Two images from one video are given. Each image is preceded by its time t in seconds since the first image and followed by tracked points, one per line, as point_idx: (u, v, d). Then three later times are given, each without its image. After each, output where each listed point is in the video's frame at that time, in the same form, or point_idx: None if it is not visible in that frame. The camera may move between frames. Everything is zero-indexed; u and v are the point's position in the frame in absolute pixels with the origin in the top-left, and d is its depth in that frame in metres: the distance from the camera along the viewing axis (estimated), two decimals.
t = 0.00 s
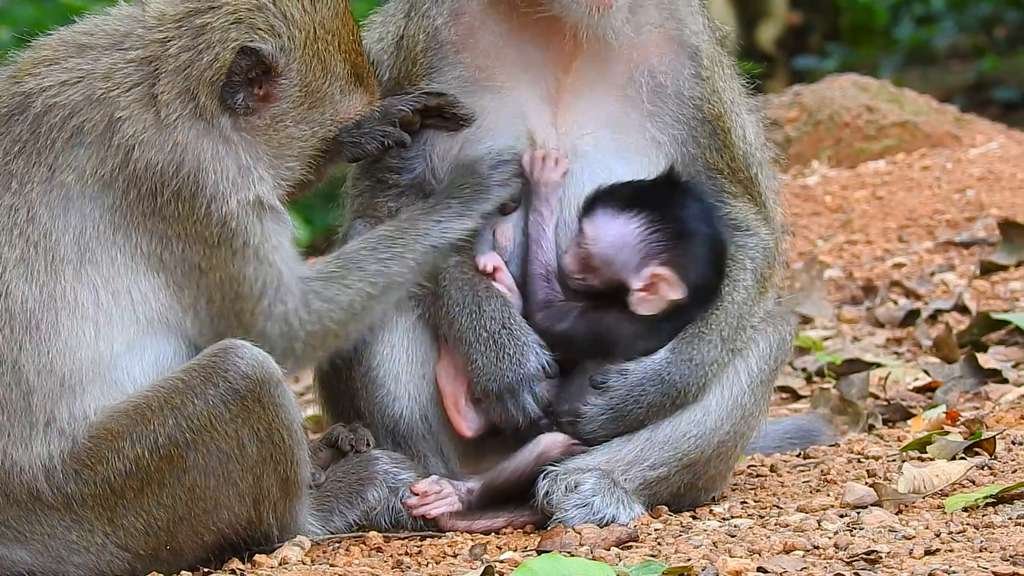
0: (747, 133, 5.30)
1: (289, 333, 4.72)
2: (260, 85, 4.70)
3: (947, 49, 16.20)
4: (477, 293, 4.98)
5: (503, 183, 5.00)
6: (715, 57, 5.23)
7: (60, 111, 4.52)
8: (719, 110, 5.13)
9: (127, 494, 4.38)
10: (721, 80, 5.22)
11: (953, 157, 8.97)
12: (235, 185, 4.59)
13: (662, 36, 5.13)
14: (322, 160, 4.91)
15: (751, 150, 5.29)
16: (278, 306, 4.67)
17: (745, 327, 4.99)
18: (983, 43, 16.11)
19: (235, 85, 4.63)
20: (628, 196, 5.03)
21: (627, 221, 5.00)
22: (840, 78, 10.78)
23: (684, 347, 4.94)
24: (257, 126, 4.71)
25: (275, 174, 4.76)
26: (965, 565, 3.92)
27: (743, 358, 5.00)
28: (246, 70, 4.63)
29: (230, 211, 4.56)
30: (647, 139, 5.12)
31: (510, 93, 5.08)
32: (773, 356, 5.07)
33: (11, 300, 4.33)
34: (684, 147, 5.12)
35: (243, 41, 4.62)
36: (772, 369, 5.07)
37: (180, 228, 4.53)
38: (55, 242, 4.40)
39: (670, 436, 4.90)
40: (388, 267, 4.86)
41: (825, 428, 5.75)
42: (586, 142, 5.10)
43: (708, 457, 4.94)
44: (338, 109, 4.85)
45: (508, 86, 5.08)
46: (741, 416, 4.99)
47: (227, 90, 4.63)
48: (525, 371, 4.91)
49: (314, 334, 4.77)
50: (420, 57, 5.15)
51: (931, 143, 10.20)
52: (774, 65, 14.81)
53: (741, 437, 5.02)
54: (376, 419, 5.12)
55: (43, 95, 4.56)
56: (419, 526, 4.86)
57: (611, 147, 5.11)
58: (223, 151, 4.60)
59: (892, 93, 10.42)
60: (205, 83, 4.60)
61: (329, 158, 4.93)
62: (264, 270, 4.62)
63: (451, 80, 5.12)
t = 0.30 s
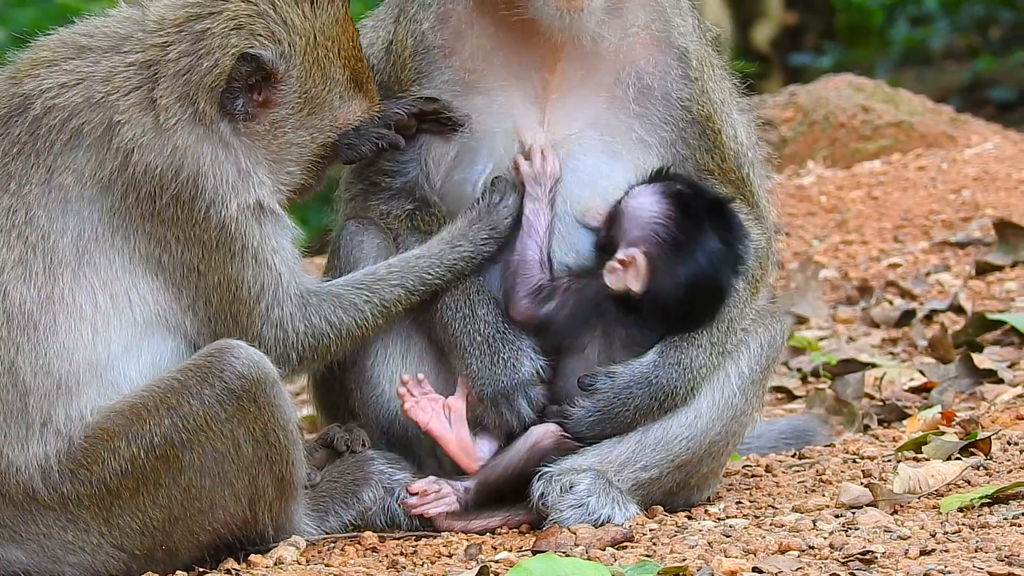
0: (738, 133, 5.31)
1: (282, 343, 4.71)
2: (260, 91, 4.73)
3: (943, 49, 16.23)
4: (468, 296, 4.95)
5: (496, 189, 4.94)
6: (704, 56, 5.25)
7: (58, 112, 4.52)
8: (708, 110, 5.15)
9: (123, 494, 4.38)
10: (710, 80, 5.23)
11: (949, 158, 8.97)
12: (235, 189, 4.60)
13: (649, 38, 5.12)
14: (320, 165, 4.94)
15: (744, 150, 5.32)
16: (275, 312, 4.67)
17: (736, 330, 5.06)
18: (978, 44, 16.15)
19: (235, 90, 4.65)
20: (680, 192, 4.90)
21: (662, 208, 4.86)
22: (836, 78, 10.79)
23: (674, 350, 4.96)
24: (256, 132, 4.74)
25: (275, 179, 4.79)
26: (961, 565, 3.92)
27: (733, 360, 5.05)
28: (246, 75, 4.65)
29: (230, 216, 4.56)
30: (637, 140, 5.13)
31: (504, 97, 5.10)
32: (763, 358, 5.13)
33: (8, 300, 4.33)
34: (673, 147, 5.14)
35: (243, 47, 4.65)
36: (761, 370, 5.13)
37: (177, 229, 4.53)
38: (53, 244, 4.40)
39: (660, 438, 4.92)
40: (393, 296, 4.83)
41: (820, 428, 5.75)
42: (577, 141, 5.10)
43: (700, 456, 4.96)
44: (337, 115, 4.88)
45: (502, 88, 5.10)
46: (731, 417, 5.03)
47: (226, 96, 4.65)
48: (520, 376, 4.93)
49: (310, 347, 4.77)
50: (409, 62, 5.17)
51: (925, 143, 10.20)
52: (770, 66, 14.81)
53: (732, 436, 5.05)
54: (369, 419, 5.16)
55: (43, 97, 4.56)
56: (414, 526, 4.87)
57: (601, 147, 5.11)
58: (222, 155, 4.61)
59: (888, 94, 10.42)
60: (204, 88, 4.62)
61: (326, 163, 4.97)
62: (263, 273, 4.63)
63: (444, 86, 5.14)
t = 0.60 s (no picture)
0: (734, 136, 5.32)
1: (276, 346, 4.73)
2: (261, 94, 4.74)
3: (939, 50, 16.36)
4: (465, 302, 4.99)
5: (497, 198, 4.97)
6: (697, 59, 5.24)
7: (57, 113, 4.52)
8: (702, 113, 5.15)
9: (122, 495, 4.38)
10: (704, 84, 5.23)
11: (947, 158, 8.98)
12: (234, 191, 4.61)
13: (640, 42, 5.12)
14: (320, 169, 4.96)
15: (739, 154, 5.32)
16: (270, 316, 4.68)
17: (726, 330, 5.03)
18: (975, 45, 16.17)
19: (235, 92, 4.67)
20: (655, 187, 4.92)
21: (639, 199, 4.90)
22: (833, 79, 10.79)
23: (665, 350, 4.95)
24: (255, 135, 4.75)
25: (274, 182, 4.80)
26: (960, 565, 3.91)
27: (725, 359, 5.02)
28: (247, 78, 4.67)
29: (227, 218, 4.57)
30: (632, 143, 5.13)
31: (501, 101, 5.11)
32: (758, 355, 5.10)
33: (7, 301, 4.33)
34: (668, 150, 5.14)
35: (245, 49, 4.66)
36: (756, 368, 5.10)
37: (176, 231, 4.54)
38: (53, 245, 4.40)
39: (655, 438, 4.91)
40: (389, 305, 4.85)
41: (817, 428, 5.75)
42: (573, 145, 5.10)
43: (697, 456, 4.95)
44: (337, 118, 4.89)
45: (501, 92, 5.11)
46: (727, 415, 5.01)
47: (227, 98, 4.66)
48: (516, 382, 4.97)
49: (304, 352, 4.78)
50: (406, 67, 5.19)
51: (923, 144, 10.21)
52: (767, 68, 14.82)
53: (727, 434, 5.04)
54: (366, 420, 5.14)
55: (43, 98, 4.55)
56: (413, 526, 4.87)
57: (597, 150, 5.12)
58: (222, 157, 4.62)
59: (885, 94, 10.43)
60: (205, 90, 4.63)
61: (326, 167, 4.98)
62: (259, 276, 4.63)
63: (439, 93, 5.16)
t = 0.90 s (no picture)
0: (732, 138, 5.32)
1: (273, 348, 4.72)
2: (258, 96, 4.74)
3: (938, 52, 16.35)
4: (462, 302, 4.99)
5: (494, 200, 4.96)
6: (694, 61, 5.25)
7: (56, 115, 4.52)
8: (701, 115, 5.16)
9: (120, 497, 4.38)
10: (703, 86, 5.24)
11: (945, 159, 9.00)
12: (233, 193, 4.61)
13: (637, 44, 5.13)
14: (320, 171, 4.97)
15: (738, 155, 5.33)
16: (267, 318, 4.68)
17: (726, 332, 5.04)
18: (973, 47, 16.19)
19: (234, 95, 4.67)
20: (674, 198, 4.92)
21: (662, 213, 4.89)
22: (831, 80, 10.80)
23: (667, 352, 4.95)
24: (252, 137, 4.74)
25: (273, 184, 4.80)
26: (958, 567, 3.91)
27: (724, 361, 5.02)
28: (245, 80, 4.67)
29: (224, 220, 4.57)
30: (631, 144, 5.13)
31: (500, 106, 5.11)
32: (758, 357, 5.09)
33: (5, 303, 4.32)
34: (666, 152, 5.14)
35: (243, 51, 4.66)
36: (756, 369, 5.09)
37: (174, 233, 4.54)
38: (50, 247, 4.40)
39: (655, 441, 4.91)
40: (386, 307, 4.86)
41: (816, 430, 5.75)
42: (571, 147, 5.10)
43: (695, 458, 4.95)
44: (335, 121, 4.90)
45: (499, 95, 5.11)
46: (726, 417, 5.00)
47: (226, 100, 4.66)
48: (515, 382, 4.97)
49: (302, 354, 4.78)
50: (406, 71, 5.18)
51: (921, 145, 10.21)
52: (766, 69, 14.82)
53: (727, 436, 5.03)
54: (365, 422, 5.14)
55: (41, 100, 4.55)
56: (411, 528, 4.88)
57: (596, 151, 5.12)
58: (220, 159, 4.62)
59: (883, 96, 10.43)
60: (203, 92, 4.63)
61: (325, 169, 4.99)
62: (257, 279, 4.63)
63: (439, 98, 5.15)
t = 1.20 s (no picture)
0: (727, 140, 5.34)
1: (270, 350, 4.72)
2: (259, 95, 4.74)
3: (936, 52, 16.36)
4: (460, 303, 4.98)
5: (490, 202, 4.99)
6: (691, 63, 5.27)
7: (56, 115, 4.52)
8: (696, 117, 5.18)
9: (120, 498, 4.38)
10: (698, 88, 5.26)
11: (943, 160, 9.02)
12: (233, 192, 4.61)
13: (634, 46, 5.12)
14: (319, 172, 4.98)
15: (733, 157, 5.34)
16: (265, 318, 4.67)
17: (720, 334, 5.04)
18: (971, 48, 16.21)
19: (234, 93, 4.67)
20: (675, 219, 4.86)
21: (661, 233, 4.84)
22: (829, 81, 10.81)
23: (661, 360, 4.93)
24: (250, 138, 4.73)
25: (274, 184, 4.81)
26: (958, 567, 3.91)
27: (720, 364, 5.02)
28: (246, 78, 4.66)
29: (224, 220, 4.57)
30: (628, 147, 5.13)
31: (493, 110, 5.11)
32: (754, 358, 5.09)
33: (5, 304, 4.33)
34: (664, 154, 5.15)
35: (243, 50, 4.65)
36: (752, 370, 5.10)
37: (174, 234, 4.54)
38: (51, 247, 4.40)
39: (651, 444, 4.90)
40: (383, 309, 4.86)
41: (816, 431, 5.76)
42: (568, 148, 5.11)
43: (692, 459, 4.96)
44: (335, 121, 4.89)
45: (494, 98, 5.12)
46: (723, 418, 5.01)
47: (227, 98, 4.66)
48: (508, 383, 4.92)
49: (298, 354, 4.78)
50: (401, 77, 5.20)
51: (920, 146, 10.20)
52: (764, 71, 14.84)
53: (724, 437, 5.04)
54: (364, 424, 5.16)
55: (41, 100, 4.55)
56: (410, 530, 4.87)
57: (592, 155, 5.12)
58: (221, 158, 4.62)
59: (882, 96, 10.43)
60: (204, 91, 4.62)
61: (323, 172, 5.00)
62: (255, 280, 4.63)
63: (433, 102, 5.16)
